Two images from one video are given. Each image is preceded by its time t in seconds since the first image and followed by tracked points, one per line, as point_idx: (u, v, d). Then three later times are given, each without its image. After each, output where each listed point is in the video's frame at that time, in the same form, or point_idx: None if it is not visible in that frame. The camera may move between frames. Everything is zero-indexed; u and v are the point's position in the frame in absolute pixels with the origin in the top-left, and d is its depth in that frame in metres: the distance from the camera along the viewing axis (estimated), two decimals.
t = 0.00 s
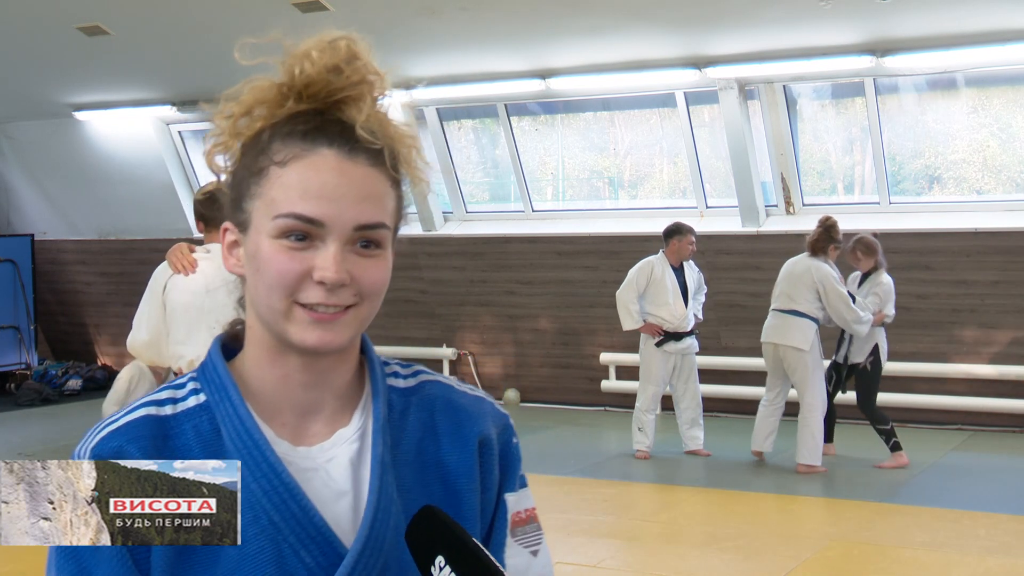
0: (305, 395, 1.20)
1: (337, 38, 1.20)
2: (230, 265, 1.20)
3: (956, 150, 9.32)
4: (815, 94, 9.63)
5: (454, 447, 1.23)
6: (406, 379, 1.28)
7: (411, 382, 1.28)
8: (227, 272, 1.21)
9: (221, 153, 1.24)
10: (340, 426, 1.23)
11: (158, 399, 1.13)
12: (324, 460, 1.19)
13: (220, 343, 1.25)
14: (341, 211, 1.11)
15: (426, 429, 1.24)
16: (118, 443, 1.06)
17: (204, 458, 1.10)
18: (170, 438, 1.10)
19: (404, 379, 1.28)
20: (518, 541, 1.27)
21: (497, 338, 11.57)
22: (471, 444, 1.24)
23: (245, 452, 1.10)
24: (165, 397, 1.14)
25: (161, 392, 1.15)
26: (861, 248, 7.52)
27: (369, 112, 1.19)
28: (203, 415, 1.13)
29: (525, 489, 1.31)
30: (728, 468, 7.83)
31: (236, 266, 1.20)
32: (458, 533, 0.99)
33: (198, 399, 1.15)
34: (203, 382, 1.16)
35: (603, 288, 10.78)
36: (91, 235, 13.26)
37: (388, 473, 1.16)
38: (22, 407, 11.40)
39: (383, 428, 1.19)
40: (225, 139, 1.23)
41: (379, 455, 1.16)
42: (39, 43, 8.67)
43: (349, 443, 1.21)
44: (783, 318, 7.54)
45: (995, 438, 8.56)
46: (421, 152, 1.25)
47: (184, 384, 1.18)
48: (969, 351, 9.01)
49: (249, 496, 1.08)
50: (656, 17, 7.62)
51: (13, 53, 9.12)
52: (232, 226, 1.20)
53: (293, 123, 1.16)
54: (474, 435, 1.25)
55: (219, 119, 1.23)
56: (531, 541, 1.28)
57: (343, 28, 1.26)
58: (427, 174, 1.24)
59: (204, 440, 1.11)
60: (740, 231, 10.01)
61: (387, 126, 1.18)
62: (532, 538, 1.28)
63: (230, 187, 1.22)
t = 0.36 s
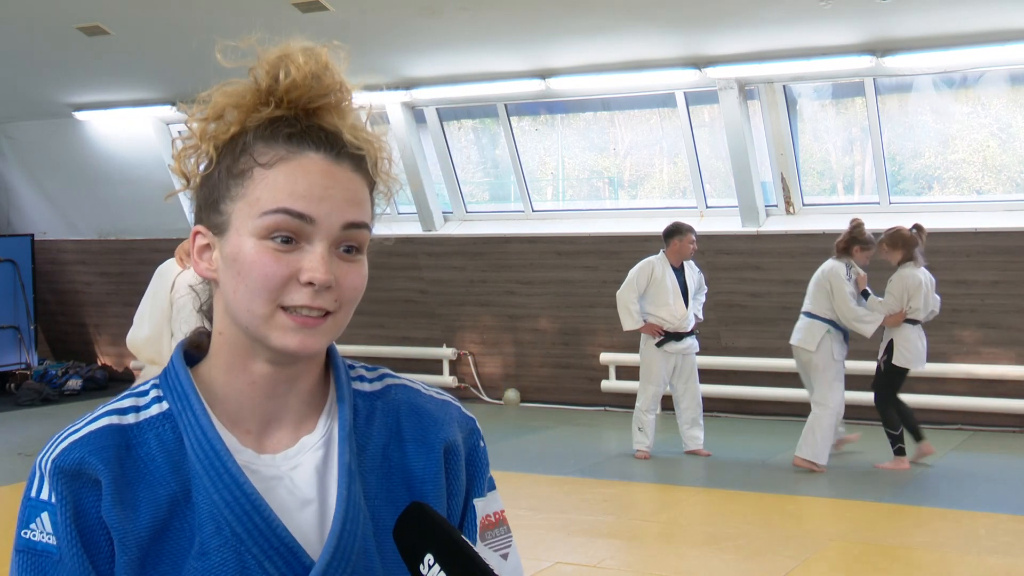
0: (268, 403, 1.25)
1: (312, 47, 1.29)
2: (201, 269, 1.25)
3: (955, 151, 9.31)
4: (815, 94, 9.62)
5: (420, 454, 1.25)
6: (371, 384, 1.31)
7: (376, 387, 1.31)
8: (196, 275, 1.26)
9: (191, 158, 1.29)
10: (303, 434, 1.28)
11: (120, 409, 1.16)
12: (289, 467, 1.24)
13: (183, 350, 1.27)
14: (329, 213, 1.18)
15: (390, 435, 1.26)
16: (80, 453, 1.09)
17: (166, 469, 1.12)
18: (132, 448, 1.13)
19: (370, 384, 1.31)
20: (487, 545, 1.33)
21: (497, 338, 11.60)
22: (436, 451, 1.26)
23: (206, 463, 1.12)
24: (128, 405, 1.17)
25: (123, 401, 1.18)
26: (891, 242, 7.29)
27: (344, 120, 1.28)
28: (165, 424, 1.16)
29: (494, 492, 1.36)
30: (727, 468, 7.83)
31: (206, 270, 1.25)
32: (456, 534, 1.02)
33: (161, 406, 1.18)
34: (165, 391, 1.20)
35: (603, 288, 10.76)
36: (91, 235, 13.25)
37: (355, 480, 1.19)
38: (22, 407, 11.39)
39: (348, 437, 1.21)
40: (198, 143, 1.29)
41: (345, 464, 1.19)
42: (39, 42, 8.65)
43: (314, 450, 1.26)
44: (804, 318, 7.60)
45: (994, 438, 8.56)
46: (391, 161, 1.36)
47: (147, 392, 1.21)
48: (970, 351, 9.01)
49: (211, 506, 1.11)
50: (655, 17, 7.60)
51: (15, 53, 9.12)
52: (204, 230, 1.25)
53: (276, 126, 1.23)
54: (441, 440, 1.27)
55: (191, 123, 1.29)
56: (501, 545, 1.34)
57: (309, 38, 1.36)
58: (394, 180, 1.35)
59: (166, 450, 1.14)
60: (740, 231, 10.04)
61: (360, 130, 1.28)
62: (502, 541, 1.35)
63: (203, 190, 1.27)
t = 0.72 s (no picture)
0: (274, 398, 1.24)
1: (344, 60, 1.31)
2: (216, 261, 1.24)
3: (955, 151, 9.31)
4: (815, 94, 9.62)
5: (421, 445, 1.24)
6: (377, 376, 1.30)
7: (382, 378, 1.30)
8: (211, 266, 1.24)
9: (211, 152, 1.28)
10: (307, 429, 1.26)
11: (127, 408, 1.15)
12: (295, 461, 1.23)
13: (189, 351, 1.26)
14: (357, 215, 1.19)
15: (393, 425, 1.25)
16: (82, 451, 1.09)
17: (169, 466, 1.12)
18: (136, 445, 1.12)
19: (376, 376, 1.30)
20: (495, 538, 1.33)
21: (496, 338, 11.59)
22: (437, 443, 1.24)
23: (210, 461, 1.11)
24: (134, 403, 1.16)
25: (131, 399, 1.17)
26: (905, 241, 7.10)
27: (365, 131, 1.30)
28: (170, 422, 1.15)
29: (502, 484, 1.35)
30: (728, 467, 7.83)
31: (221, 263, 1.24)
32: (463, 533, 1.02)
33: (167, 404, 1.17)
34: (171, 389, 1.19)
35: (603, 288, 10.77)
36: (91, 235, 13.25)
37: (351, 474, 1.18)
38: (22, 407, 11.39)
39: (346, 429, 1.21)
40: (220, 139, 1.28)
41: (342, 457, 1.18)
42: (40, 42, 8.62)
43: (320, 442, 1.24)
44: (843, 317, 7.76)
45: (995, 438, 8.56)
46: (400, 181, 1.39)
47: (155, 389, 1.20)
48: (970, 351, 9.00)
49: (215, 503, 1.10)
50: (655, 18, 7.60)
51: (16, 53, 9.12)
52: (221, 223, 1.23)
53: (309, 127, 1.24)
54: (442, 432, 1.25)
55: (216, 117, 1.28)
56: (511, 538, 1.35)
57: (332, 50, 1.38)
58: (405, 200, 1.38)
59: (171, 448, 1.13)
60: (740, 231, 10.04)
61: (379, 144, 1.31)
62: (511, 535, 1.35)
63: (224, 183, 1.25)
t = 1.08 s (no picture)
0: (301, 396, 1.26)
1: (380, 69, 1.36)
2: (251, 258, 1.26)
3: (955, 151, 9.31)
4: (815, 94, 9.62)
5: (443, 447, 1.26)
6: (399, 379, 1.33)
7: (404, 382, 1.33)
8: (246, 263, 1.26)
9: (247, 151, 1.32)
10: (329, 430, 1.28)
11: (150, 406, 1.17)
12: (318, 461, 1.24)
13: (213, 351, 1.27)
14: (394, 220, 1.22)
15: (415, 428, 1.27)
16: (107, 448, 1.10)
17: (193, 463, 1.13)
18: (159, 443, 1.14)
19: (397, 379, 1.33)
20: (514, 541, 1.32)
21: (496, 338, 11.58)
22: (460, 444, 1.26)
23: (235, 458, 1.13)
24: (157, 402, 1.18)
25: (153, 397, 1.19)
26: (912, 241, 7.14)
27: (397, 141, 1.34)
28: (193, 420, 1.17)
29: (521, 488, 1.36)
30: (728, 467, 7.83)
31: (255, 261, 1.26)
32: (473, 532, 1.02)
33: (190, 403, 1.19)
34: (194, 387, 1.20)
35: (603, 288, 10.77)
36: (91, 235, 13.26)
37: (375, 474, 1.20)
38: (22, 407, 11.38)
39: (370, 430, 1.22)
40: (256, 138, 1.31)
41: (366, 456, 1.20)
42: (40, 40, 8.60)
43: (342, 442, 1.26)
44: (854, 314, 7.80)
45: (995, 438, 8.56)
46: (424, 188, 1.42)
47: (176, 389, 1.22)
48: (970, 351, 9.00)
49: (239, 500, 1.11)
50: (655, 18, 7.60)
51: (16, 53, 9.12)
52: (258, 221, 1.26)
53: (348, 130, 1.28)
54: (464, 435, 1.27)
55: (253, 117, 1.31)
56: (529, 542, 1.34)
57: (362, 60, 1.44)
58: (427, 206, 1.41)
59: (194, 446, 1.14)
60: (740, 232, 10.04)
61: (412, 153, 1.37)
62: (529, 538, 1.35)
63: (262, 180, 1.28)
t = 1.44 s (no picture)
0: (320, 394, 1.29)
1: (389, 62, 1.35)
2: (266, 261, 1.27)
3: (955, 151, 9.31)
4: (815, 94, 9.62)
5: (463, 447, 1.27)
6: (420, 380, 1.35)
7: (424, 383, 1.35)
8: (260, 267, 1.28)
9: (258, 151, 1.33)
10: (350, 429, 1.30)
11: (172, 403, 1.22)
12: (338, 460, 1.27)
13: (234, 349, 1.31)
14: (404, 220, 1.21)
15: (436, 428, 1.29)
16: (129, 443, 1.14)
17: (213, 461, 1.17)
18: (180, 440, 1.18)
19: (418, 380, 1.35)
20: (533, 544, 1.38)
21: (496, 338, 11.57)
22: (480, 445, 1.28)
23: (254, 455, 1.16)
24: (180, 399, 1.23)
25: (176, 395, 1.24)
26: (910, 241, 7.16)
27: (409, 133, 1.34)
28: (214, 418, 1.21)
29: (540, 491, 1.38)
30: (728, 467, 7.83)
31: (270, 264, 1.27)
32: (473, 537, 1.01)
33: (212, 400, 1.23)
34: (216, 386, 1.25)
35: (603, 289, 10.77)
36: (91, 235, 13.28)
37: (395, 473, 1.21)
38: (22, 407, 11.37)
39: (390, 430, 1.24)
40: (267, 139, 1.32)
41: (386, 455, 1.21)
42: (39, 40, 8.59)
43: (361, 442, 1.29)
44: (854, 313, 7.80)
45: (995, 438, 8.56)
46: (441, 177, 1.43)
47: (199, 386, 1.27)
48: (970, 351, 8.99)
49: (257, 497, 1.15)
50: (655, 18, 7.60)
51: (15, 53, 9.11)
52: (271, 224, 1.27)
53: (356, 129, 1.28)
54: (484, 437, 1.28)
55: (263, 117, 1.32)
56: (547, 545, 1.40)
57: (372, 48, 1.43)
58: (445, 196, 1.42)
59: (215, 441, 1.18)
60: (740, 232, 10.05)
61: (424, 142, 1.36)
62: (548, 542, 1.40)
63: (273, 183, 1.29)
